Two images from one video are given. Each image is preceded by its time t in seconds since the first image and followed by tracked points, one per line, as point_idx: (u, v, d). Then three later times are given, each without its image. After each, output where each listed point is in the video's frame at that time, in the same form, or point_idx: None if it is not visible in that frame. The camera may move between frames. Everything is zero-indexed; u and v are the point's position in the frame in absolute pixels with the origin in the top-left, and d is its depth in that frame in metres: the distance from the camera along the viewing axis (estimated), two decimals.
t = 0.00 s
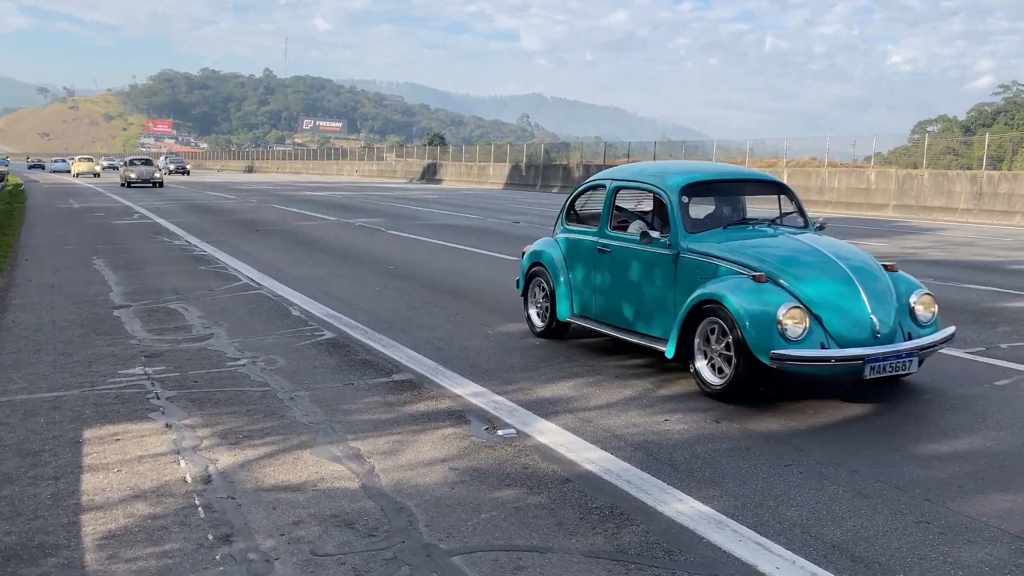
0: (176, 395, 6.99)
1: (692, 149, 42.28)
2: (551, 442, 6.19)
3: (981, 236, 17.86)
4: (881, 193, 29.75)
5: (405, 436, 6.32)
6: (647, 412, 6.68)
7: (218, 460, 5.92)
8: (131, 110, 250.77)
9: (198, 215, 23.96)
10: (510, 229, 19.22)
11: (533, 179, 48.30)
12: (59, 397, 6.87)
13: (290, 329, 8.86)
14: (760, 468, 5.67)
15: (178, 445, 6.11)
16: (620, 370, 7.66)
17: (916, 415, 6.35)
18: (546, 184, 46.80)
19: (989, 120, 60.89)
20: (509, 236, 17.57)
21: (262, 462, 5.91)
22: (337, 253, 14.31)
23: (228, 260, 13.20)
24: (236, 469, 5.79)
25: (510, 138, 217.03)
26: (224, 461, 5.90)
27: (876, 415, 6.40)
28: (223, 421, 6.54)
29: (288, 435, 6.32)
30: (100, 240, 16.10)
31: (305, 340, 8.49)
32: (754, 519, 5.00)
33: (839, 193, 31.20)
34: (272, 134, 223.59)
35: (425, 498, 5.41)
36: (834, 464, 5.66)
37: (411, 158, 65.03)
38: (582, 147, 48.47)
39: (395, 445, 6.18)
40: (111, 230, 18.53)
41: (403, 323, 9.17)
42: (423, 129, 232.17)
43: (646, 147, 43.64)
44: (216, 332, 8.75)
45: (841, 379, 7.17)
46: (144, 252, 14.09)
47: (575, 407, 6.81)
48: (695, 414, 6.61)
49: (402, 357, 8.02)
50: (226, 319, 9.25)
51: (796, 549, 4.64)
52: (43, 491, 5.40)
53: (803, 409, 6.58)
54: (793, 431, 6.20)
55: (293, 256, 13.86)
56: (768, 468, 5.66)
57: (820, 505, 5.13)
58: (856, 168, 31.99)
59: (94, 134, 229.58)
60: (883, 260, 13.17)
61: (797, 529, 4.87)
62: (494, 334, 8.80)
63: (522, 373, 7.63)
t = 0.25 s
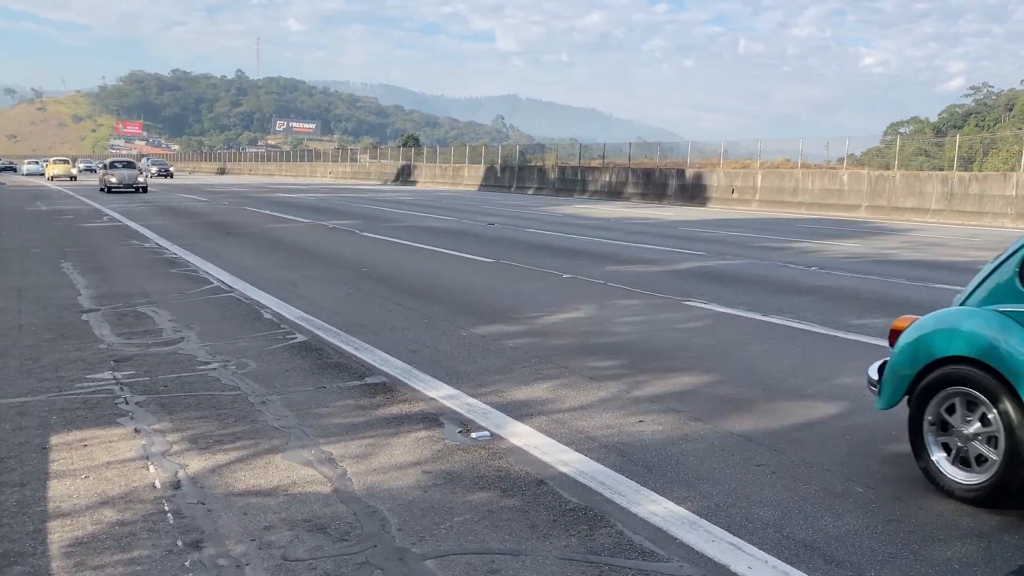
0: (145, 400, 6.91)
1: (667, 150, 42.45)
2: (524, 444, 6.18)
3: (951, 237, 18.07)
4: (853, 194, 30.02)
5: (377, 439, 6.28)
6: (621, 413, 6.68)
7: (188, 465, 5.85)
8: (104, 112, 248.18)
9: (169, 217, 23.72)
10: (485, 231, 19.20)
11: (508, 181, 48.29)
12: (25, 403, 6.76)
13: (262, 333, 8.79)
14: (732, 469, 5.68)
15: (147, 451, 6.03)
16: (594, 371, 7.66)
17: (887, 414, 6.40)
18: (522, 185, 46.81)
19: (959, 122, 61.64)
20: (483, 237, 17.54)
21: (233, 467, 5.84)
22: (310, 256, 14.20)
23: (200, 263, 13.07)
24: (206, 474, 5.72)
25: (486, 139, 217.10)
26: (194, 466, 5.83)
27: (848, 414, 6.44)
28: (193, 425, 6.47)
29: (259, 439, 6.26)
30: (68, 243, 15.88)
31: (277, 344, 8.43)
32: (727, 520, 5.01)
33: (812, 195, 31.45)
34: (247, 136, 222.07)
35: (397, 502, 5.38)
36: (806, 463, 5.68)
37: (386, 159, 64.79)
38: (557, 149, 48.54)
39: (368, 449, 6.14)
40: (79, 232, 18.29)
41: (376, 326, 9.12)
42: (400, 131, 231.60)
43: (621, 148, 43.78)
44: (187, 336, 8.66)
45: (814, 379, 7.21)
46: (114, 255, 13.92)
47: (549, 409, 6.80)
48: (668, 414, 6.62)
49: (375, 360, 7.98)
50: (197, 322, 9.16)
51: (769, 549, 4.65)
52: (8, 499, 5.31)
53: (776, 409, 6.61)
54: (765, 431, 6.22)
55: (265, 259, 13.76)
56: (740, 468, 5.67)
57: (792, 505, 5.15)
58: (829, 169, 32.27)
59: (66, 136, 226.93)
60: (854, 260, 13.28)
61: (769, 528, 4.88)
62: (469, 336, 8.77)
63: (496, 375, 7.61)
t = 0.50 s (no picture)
0: (125, 406, 6.85)
1: (650, 153, 42.57)
2: (507, 448, 6.16)
3: (931, 238, 18.19)
4: (835, 196, 30.21)
5: (359, 444, 6.25)
6: (604, 416, 6.67)
7: (168, 472, 5.80)
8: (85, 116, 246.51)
9: (149, 222, 23.56)
10: (468, 234, 19.19)
11: (492, 184, 48.29)
12: (2, 410, 6.69)
13: (243, 338, 8.74)
14: (715, 471, 5.68)
15: (126, 458, 5.97)
16: (576, 374, 7.65)
17: (868, 415, 6.42)
18: (505, 188, 46.82)
19: (940, 125, 62.12)
20: (467, 240, 17.53)
21: (213, 473, 5.80)
22: (292, 260, 14.14)
23: (180, 268, 12.99)
24: (186, 481, 5.68)
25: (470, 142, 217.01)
26: (174, 473, 5.78)
27: (830, 415, 6.46)
28: (173, 432, 6.42)
29: (240, 445, 6.21)
30: (47, 248, 15.74)
31: (258, 349, 8.38)
32: (709, 522, 5.01)
33: (794, 196, 31.61)
34: (230, 140, 221.08)
35: (379, 506, 5.35)
36: (788, 464, 5.69)
37: (369, 163, 64.65)
38: (541, 152, 48.58)
39: (349, 454, 6.11)
40: (58, 238, 18.13)
41: (359, 330, 9.08)
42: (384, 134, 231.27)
43: (605, 151, 43.86)
44: (167, 342, 8.60)
45: (796, 380, 7.23)
46: (94, 260, 13.81)
47: (532, 413, 6.78)
48: (651, 417, 6.62)
49: (357, 364, 7.95)
50: (177, 328, 9.10)
51: (751, 551, 4.65)
52: None
53: (757, 410, 6.62)
54: (748, 433, 6.23)
55: (247, 263, 13.69)
56: (723, 470, 5.68)
57: (773, 507, 5.16)
58: (811, 171, 32.45)
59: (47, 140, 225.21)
60: (835, 261, 13.37)
61: (751, 530, 4.88)
62: (451, 340, 8.75)
63: (479, 379, 7.59)
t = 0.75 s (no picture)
0: (115, 413, 6.83)
1: (641, 156, 42.69)
2: (497, 452, 6.16)
3: (920, 240, 18.29)
4: (826, 198, 30.36)
5: (350, 449, 6.25)
6: (595, 419, 6.67)
7: (158, 478, 5.78)
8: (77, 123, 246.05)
9: (139, 228, 23.51)
10: (461, 238, 19.21)
11: (483, 188, 48.34)
12: None
13: (234, 343, 8.72)
14: (705, 473, 5.69)
15: (115, 464, 5.96)
16: (567, 378, 7.65)
17: (858, 416, 6.44)
18: (497, 192, 46.87)
19: (930, 127, 62.45)
20: (458, 245, 17.54)
21: (203, 479, 5.78)
22: (284, 265, 14.13)
23: (171, 273, 12.96)
24: (175, 487, 5.66)
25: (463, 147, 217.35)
26: (164, 479, 5.77)
27: (820, 417, 6.48)
28: (163, 438, 6.40)
29: (230, 451, 6.20)
30: (36, 255, 15.69)
31: (249, 354, 8.37)
32: (699, 524, 5.01)
33: (785, 199, 31.73)
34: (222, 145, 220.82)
35: (369, 512, 5.34)
36: (777, 466, 5.71)
37: (361, 167, 64.67)
38: (532, 156, 48.65)
39: (340, 459, 6.10)
40: (47, 244, 18.07)
41: (350, 335, 9.07)
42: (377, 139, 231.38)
43: (596, 154, 43.96)
44: (157, 348, 8.58)
45: (786, 382, 7.25)
46: (83, 266, 13.77)
47: (523, 416, 6.79)
48: (641, 420, 6.63)
49: (348, 369, 7.94)
50: (168, 334, 9.08)
51: (741, 553, 4.65)
52: None
53: (748, 412, 6.64)
54: (738, 435, 6.24)
55: (238, 269, 13.67)
56: (713, 472, 5.68)
57: (763, 508, 5.16)
58: (801, 173, 32.59)
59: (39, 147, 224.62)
60: (825, 264, 13.42)
61: (741, 532, 4.89)
62: (442, 344, 8.75)
63: (470, 383, 7.59)
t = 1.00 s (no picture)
0: (113, 420, 6.84)
1: (639, 160, 42.74)
2: (495, 456, 6.16)
3: (918, 242, 18.30)
4: (824, 200, 30.38)
5: (347, 455, 6.25)
6: (593, 423, 6.67)
7: (155, 484, 5.78)
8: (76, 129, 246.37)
9: (137, 234, 23.53)
10: (459, 242, 19.22)
11: (481, 192, 48.40)
12: None
13: (232, 349, 8.73)
14: (702, 476, 5.69)
15: (113, 471, 5.96)
16: (565, 382, 7.65)
17: (855, 419, 6.44)
18: (495, 196, 46.93)
19: (928, 129, 62.46)
20: (456, 249, 17.54)
21: (201, 485, 5.78)
22: (282, 270, 14.14)
23: (169, 280, 12.98)
24: (173, 493, 5.66)
25: (462, 151, 217.52)
26: (161, 485, 5.77)
27: (817, 420, 6.47)
28: (160, 444, 6.40)
29: (227, 457, 6.20)
30: (34, 262, 15.70)
31: (247, 360, 8.38)
32: (696, 527, 5.01)
33: (783, 201, 31.76)
34: (221, 151, 221.00)
35: (367, 517, 5.34)
36: (775, 469, 5.70)
37: (359, 172, 64.67)
38: (530, 159, 48.70)
39: (337, 464, 6.10)
40: (45, 251, 18.08)
41: (347, 340, 9.08)
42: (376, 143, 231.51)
43: (594, 158, 44.00)
44: (155, 354, 8.58)
45: (784, 385, 7.24)
46: (81, 273, 13.77)
47: (520, 420, 6.78)
48: (638, 423, 6.63)
49: (346, 374, 7.95)
50: (166, 340, 9.08)
51: (738, 556, 4.65)
52: None
53: (745, 415, 6.64)
54: (735, 438, 6.24)
55: (236, 274, 13.67)
56: (710, 476, 5.68)
57: (761, 512, 5.16)
58: (799, 176, 32.60)
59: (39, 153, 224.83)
60: (823, 266, 13.42)
61: (738, 535, 4.89)
62: (440, 349, 8.75)
63: (467, 387, 7.59)
